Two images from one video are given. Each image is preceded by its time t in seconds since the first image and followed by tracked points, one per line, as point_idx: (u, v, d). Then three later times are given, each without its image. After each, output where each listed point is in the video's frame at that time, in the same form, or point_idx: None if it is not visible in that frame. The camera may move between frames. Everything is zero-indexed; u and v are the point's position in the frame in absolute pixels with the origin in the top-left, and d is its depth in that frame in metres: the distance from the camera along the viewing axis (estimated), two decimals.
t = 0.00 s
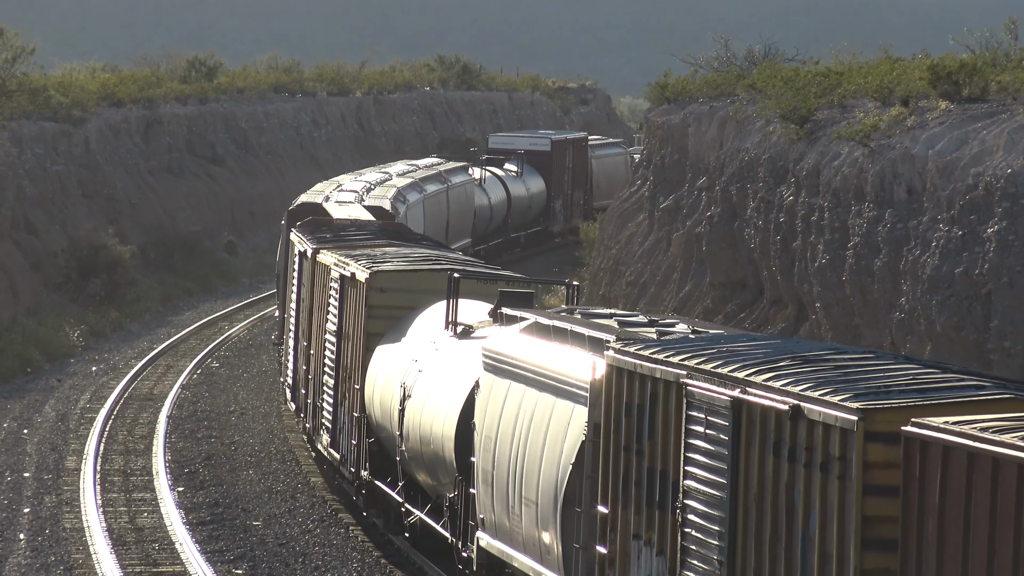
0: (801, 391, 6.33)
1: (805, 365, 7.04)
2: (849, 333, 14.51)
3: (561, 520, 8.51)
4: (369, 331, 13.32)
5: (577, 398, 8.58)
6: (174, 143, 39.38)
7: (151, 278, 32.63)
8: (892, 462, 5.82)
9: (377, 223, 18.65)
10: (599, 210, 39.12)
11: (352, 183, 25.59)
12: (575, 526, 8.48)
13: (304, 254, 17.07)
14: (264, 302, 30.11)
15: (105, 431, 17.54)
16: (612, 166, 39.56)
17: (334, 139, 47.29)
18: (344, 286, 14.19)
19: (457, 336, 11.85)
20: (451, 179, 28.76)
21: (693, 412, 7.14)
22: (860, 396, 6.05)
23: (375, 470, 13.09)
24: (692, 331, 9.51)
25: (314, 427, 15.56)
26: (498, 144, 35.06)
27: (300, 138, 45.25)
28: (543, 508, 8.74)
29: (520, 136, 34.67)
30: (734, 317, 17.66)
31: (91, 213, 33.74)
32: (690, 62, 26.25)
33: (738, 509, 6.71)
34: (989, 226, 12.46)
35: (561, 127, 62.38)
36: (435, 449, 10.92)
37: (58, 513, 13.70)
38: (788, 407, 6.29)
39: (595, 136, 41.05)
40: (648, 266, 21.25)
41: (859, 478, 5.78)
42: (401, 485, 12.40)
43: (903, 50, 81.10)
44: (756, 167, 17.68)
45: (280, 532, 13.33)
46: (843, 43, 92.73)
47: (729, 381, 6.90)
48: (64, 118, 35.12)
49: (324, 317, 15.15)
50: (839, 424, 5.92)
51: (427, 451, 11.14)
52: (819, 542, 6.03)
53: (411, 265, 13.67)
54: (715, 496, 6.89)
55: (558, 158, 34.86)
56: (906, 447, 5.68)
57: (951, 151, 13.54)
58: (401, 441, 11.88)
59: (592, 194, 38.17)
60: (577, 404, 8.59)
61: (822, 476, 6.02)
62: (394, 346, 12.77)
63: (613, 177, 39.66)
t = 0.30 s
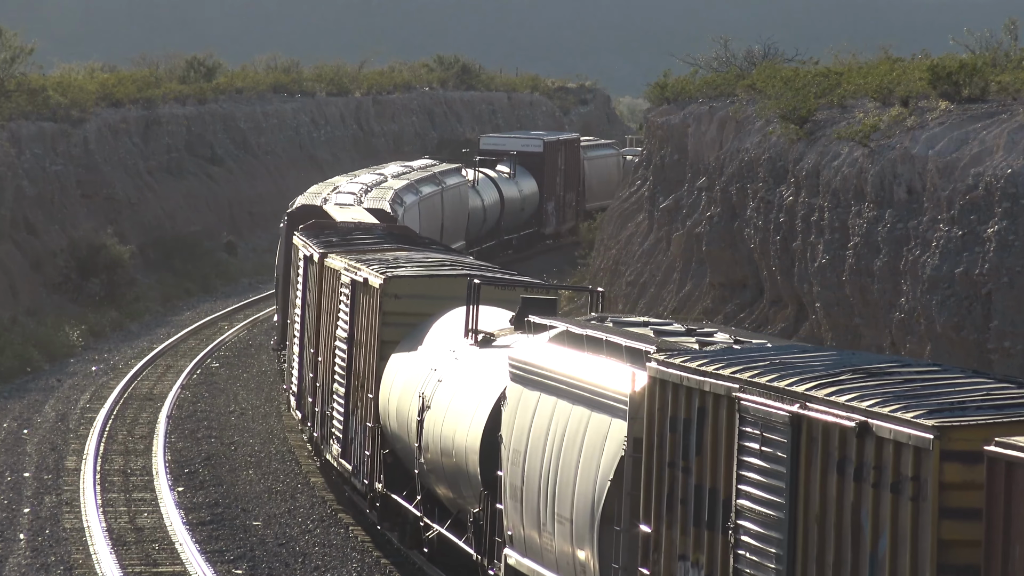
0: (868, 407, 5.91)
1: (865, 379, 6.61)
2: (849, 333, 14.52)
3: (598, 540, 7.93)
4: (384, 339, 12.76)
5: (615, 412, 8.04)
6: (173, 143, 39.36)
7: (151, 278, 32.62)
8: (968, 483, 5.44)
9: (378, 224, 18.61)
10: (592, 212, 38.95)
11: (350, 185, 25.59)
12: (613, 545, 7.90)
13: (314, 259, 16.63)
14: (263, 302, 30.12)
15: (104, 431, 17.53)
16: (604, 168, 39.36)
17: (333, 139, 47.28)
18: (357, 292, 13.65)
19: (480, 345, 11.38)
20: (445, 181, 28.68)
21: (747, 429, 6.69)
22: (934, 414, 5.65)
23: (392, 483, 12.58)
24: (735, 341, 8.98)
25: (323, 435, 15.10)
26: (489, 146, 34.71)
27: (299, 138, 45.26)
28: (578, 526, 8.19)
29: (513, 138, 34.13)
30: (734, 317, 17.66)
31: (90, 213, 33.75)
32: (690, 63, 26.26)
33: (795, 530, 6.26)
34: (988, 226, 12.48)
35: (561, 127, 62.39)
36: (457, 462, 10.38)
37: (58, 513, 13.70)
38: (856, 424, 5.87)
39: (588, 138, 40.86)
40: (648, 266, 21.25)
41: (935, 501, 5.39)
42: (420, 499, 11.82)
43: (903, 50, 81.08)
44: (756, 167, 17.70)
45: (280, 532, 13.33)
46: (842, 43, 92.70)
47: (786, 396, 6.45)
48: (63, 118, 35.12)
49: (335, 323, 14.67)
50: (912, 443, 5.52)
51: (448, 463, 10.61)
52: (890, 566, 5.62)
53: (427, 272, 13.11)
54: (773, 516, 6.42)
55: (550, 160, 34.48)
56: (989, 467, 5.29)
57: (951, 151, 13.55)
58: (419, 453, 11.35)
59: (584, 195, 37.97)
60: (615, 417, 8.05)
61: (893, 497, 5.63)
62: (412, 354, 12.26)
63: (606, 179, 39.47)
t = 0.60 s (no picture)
0: (946, 425, 5.52)
1: (931, 395, 6.22)
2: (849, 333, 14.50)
3: (642, 559, 7.37)
4: (399, 347, 12.10)
5: (660, 425, 7.49)
6: (173, 143, 39.36)
7: (151, 278, 32.63)
8: None
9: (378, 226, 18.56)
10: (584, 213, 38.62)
11: (349, 186, 25.58)
12: (657, 566, 7.34)
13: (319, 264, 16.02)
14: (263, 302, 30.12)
15: (104, 431, 17.53)
16: (597, 169, 39.01)
17: (334, 139, 47.26)
18: (368, 298, 12.97)
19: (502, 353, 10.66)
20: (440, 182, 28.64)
21: (806, 446, 6.23)
22: (1018, 432, 5.28)
23: (410, 495, 12.00)
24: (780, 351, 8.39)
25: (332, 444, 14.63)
26: (482, 146, 34.82)
27: (300, 138, 45.25)
28: (618, 544, 7.62)
29: (506, 138, 34.26)
30: (734, 317, 17.63)
31: (90, 213, 33.75)
32: (690, 63, 26.25)
33: (862, 553, 5.83)
34: (988, 226, 12.48)
35: (561, 127, 62.38)
36: (481, 477, 9.76)
37: (58, 513, 13.70)
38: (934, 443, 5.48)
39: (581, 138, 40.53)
40: (648, 267, 21.24)
41: None
42: (439, 513, 11.18)
43: (903, 50, 81.04)
44: (756, 167, 17.70)
45: (280, 532, 13.33)
46: (842, 43, 92.65)
47: (852, 412, 6.02)
48: (63, 118, 35.12)
49: (345, 329, 14.12)
50: (997, 463, 5.14)
51: (472, 475, 9.97)
52: None
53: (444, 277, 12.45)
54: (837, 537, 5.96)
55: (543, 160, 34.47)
56: None
57: (951, 151, 13.56)
58: (438, 465, 10.76)
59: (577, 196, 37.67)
60: (660, 431, 7.49)
61: (976, 520, 5.25)
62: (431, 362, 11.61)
63: (600, 181, 39.14)
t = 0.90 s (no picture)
0: None
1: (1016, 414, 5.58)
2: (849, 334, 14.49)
3: None
4: (417, 356, 11.27)
5: (707, 439, 6.73)
6: (173, 143, 39.36)
7: (151, 278, 32.64)
8: None
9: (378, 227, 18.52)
10: (578, 214, 38.40)
11: (348, 187, 25.51)
12: None
13: (327, 269, 15.43)
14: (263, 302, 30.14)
15: (104, 431, 17.52)
16: (589, 171, 38.70)
17: (334, 139, 47.28)
18: (383, 305, 12.15)
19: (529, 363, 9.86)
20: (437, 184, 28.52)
21: (876, 466, 5.58)
22: None
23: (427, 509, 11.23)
24: (845, 366, 7.55)
25: (340, 454, 13.97)
26: (474, 147, 34.80)
27: (300, 138, 45.29)
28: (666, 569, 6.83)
29: (498, 140, 34.24)
30: (734, 318, 17.61)
31: (90, 213, 33.76)
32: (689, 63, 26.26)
33: None
34: (988, 226, 12.47)
35: (561, 127, 62.43)
36: (508, 494, 8.94)
37: (58, 514, 13.70)
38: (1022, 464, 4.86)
39: (573, 140, 40.30)
40: (648, 266, 21.25)
41: None
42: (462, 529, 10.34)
43: (903, 50, 81.12)
44: (756, 167, 17.70)
45: (280, 532, 13.33)
46: (843, 43, 92.71)
47: (927, 430, 5.40)
48: (63, 118, 35.13)
49: (354, 335, 13.46)
50: None
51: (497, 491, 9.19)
52: None
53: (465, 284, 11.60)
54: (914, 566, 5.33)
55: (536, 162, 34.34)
56: None
57: (951, 151, 13.56)
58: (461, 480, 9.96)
59: (569, 198, 37.36)
60: (708, 446, 6.72)
61: None
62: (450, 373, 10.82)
63: (592, 182, 38.83)
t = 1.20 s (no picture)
0: None
1: None
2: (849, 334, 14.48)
3: None
4: (437, 365, 10.76)
5: (760, 457, 6.22)
6: (173, 143, 39.35)
7: (151, 278, 32.64)
8: None
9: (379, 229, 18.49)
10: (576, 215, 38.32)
11: (347, 189, 25.46)
12: None
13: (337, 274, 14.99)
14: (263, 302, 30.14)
15: (104, 431, 17.53)
16: (582, 172, 38.35)
17: (334, 139, 47.27)
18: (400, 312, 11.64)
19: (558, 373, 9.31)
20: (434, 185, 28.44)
21: (954, 487, 5.13)
22: None
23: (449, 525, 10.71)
24: (906, 379, 7.06)
25: (353, 465, 13.49)
26: (467, 148, 34.49)
27: (300, 138, 45.27)
28: None
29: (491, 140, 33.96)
30: (734, 318, 17.62)
31: (91, 213, 33.76)
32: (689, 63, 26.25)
33: None
34: (988, 227, 12.47)
35: (561, 128, 62.45)
36: (541, 511, 8.41)
37: (58, 514, 13.70)
38: None
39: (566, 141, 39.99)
40: (648, 267, 21.24)
41: None
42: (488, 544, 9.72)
43: (903, 51, 81.10)
44: (756, 167, 17.70)
45: (280, 532, 13.33)
46: (843, 43, 92.71)
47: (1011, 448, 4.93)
48: (63, 118, 35.11)
49: (367, 342, 12.98)
50: None
51: (528, 506, 8.62)
52: None
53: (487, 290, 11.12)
54: None
55: (530, 162, 34.08)
56: None
57: (951, 151, 13.57)
58: (488, 494, 9.37)
59: (562, 200, 36.97)
60: (762, 465, 6.20)
61: None
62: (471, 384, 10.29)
63: (585, 184, 38.44)
